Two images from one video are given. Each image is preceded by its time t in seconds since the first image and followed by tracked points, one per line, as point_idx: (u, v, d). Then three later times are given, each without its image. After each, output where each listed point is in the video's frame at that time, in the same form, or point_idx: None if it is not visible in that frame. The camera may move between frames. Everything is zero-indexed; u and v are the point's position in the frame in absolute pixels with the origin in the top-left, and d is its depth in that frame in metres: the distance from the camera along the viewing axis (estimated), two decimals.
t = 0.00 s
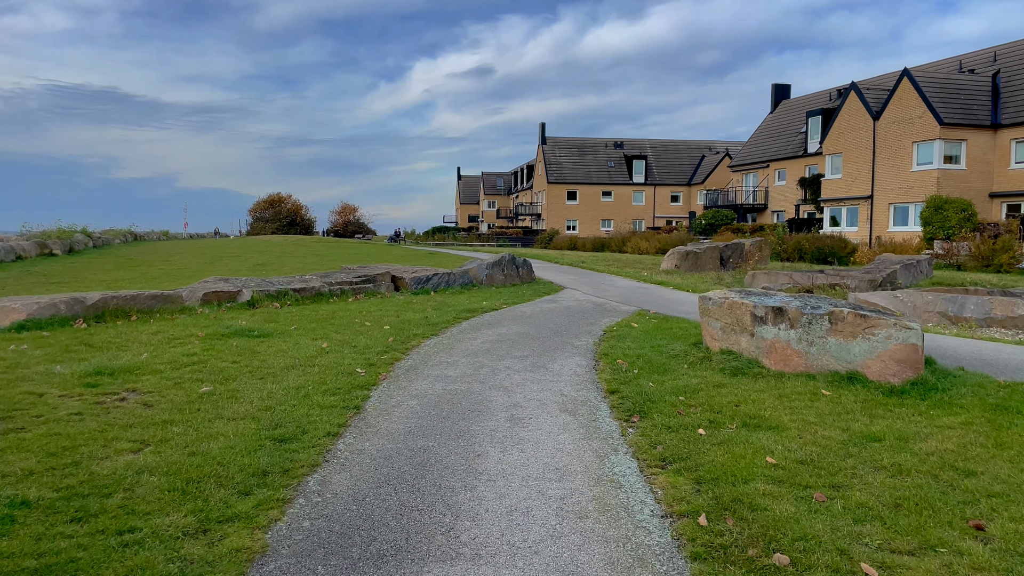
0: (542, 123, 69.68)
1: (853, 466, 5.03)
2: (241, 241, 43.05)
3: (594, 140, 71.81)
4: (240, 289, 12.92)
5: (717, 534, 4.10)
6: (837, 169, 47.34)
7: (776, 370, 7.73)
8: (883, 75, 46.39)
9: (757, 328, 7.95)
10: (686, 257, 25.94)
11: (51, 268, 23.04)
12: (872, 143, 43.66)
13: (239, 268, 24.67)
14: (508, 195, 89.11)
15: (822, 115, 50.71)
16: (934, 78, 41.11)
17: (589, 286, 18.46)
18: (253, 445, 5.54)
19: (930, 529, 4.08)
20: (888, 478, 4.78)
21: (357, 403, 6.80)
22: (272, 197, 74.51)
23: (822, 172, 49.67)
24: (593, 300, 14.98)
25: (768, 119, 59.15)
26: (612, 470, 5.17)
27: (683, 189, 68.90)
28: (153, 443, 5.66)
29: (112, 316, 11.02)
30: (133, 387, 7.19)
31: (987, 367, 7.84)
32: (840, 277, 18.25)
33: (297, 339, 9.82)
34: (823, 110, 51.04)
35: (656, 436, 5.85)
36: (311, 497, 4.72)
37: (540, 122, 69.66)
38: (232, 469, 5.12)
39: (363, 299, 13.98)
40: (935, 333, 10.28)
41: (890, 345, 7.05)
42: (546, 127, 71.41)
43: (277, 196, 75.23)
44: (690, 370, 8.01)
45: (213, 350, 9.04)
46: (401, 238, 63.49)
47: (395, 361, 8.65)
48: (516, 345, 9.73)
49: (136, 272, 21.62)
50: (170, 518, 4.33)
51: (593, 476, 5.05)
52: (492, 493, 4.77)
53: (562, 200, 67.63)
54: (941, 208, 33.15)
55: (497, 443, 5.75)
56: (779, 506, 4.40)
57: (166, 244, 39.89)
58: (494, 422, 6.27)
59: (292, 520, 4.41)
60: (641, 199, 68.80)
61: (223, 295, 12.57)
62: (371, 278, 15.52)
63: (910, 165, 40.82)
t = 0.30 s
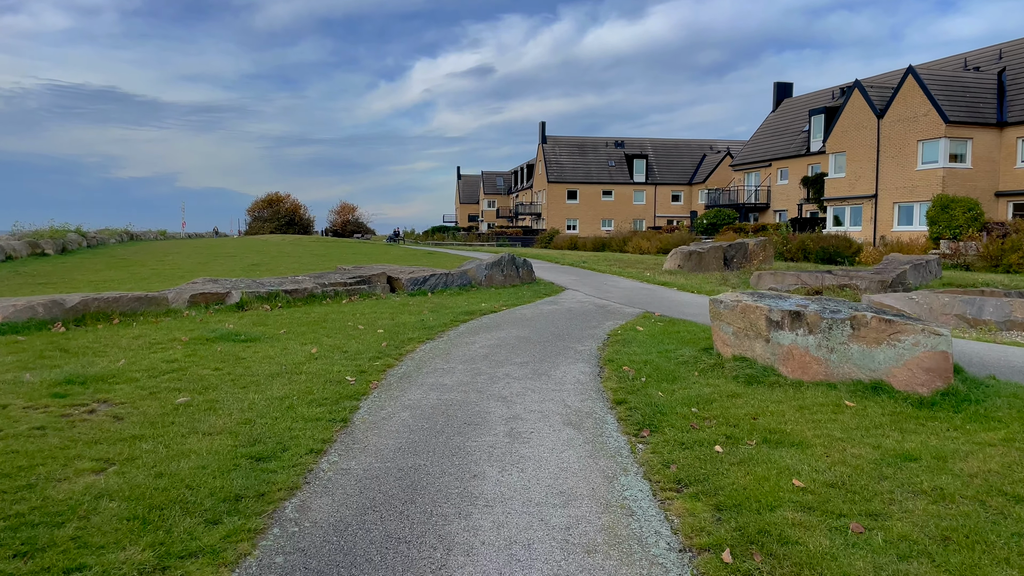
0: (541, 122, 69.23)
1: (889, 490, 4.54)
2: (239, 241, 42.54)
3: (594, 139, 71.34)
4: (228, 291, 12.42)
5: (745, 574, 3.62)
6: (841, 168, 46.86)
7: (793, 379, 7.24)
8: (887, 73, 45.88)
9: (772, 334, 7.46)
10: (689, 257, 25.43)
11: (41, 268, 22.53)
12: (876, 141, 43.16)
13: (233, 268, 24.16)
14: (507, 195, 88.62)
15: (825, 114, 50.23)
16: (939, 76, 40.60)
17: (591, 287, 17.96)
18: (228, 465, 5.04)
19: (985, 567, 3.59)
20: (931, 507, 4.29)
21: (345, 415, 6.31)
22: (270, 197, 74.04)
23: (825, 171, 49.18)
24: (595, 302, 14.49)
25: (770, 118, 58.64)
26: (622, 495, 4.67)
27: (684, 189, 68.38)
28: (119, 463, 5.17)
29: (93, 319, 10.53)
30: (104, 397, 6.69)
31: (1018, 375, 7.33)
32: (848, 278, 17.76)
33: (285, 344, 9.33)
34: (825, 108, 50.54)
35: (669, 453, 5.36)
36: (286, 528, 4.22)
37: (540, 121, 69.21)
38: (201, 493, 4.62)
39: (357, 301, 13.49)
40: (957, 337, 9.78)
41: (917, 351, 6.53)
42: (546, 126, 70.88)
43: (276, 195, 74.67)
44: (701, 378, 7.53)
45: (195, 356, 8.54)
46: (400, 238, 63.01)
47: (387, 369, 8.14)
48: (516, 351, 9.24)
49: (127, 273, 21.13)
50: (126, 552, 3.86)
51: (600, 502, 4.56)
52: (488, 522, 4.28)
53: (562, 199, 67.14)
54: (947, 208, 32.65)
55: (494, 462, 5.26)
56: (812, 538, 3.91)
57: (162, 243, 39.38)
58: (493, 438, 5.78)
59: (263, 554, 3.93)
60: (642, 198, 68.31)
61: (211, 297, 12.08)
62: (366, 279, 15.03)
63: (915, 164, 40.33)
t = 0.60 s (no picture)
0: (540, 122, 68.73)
1: (935, 532, 4.05)
2: (234, 242, 42.02)
3: (593, 139, 70.83)
4: (215, 296, 11.91)
5: None
6: (842, 168, 46.38)
7: (812, 395, 6.74)
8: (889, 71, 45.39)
9: (790, 347, 6.95)
10: (691, 258, 24.91)
11: (27, 270, 22.01)
12: (879, 140, 42.67)
13: (225, 269, 23.65)
14: (506, 194, 88.09)
15: (826, 113, 49.73)
16: (942, 74, 40.11)
17: (591, 290, 17.46)
18: (193, 501, 4.53)
19: None
20: (985, 554, 3.79)
21: (328, 437, 5.78)
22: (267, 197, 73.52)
23: (826, 171, 48.68)
24: (597, 307, 13.97)
25: (770, 117, 58.13)
26: (634, 536, 4.15)
27: (683, 188, 67.87)
28: (73, 497, 4.65)
29: (68, 328, 10.00)
30: (67, 418, 6.16)
31: None
32: (857, 282, 17.23)
33: (270, 354, 8.80)
34: (827, 107, 50.03)
35: (682, 485, 4.84)
36: None
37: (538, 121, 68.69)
38: (160, 535, 4.11)
39: (350, 306, 12.96)
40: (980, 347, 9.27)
41: (949, 368, 6.01)
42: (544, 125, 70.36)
43: (273, 195, 74.15)
44: (713, 393, 7.02)
45: (172, 368, 8.02)
46: (398, 238, 62.52)
47: (377, 382, 7.62)
48: (514, 361, 8.72)
49: (116, 275, 20.60)
50: None
51: (609, 545, 4.05)
52: (482, 570, 3.76)
53: (561, 199, 66.65)
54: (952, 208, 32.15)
55: (490, 494, 4.74)
56: None
57: (155, 244, 38.86)
58: (488, 464, 5.26)
59: None
60: (641, 198, 67.81)
61: (196, 303, 11.57)
62: (359, 283, 14.51)
63: (918, 163, 39.84)
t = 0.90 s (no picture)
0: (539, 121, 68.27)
1: (994, 572, 3.55)
2: (229, 241, 41.55)
3: (592, 138, 70.33)
4: (200, 299, 11.42)
5: None
6: (844, 167, 45.91)
7: (835, 407, 6.25)
8: (892, 70, 44.91)
9: (810, 355, 6.46)
10: (693, 259, 24.43)
11: (15, 271, 21.51)
12: (881, 139, 42.19)
13: (218, 270, 23.14)
14: (505, 194, 87.58)
15: (828, 112, 49.27)
16: (946, 72, 39.65)
17: (592, 291, 16.97)
18: (153, 534, 4.02)
19: None
20: None
21: (309, 455, 5.30)
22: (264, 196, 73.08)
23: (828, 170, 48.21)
24: (598, 310, 13.47)
25: (771, 116, 57.67)
26: None
27: (683, 188, 67.39)
28: (20, 527, 4.15)
29: (44, 332, 9.48)
30: (27, 433, 5.66)
31: None
32: (865, 283, 16.74)
33: (254, 361, 8.30)
34: (829, 106, 49.55)
35: (702, 512, 4.34)
36: None
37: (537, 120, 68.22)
38: None
39: (342, 309, 12.46)
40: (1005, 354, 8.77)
41: (987, 379, 5.51)
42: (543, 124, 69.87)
43: (270, 195, 73.66)
44: (727, 405, 6.52)
45: (148, 377, 7.51)
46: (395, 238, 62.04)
47: (366, 393, 7.10)
48: (513, 369, 8.22)
49: (105, 276, 20.10)
50: None
51: None
52: None
53: (560, 199, 66.21)
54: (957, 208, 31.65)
55: (487, 524, 4.24)
56: None
57: (150, 243, 38.42)
58: (485, 487, 4.78)
59: None
60: (640, 198, 67.34)
61: (180, 305, 11.08)
62: (352, 284, 14.00)
63: (921, 162, 39.36)
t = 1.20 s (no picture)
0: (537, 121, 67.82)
1: None
2: (223, 242, 41.03)
3: (590, 137, 69.87)
4: (182, 302, 10.91)
5: None
6: (845, 167, 45.50)
7: (856, 423, 5.76)
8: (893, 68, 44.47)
9: (830, 365, 5.97)
10: (694, 259, 23.96)
11: None
12: (883, 138, 41.75)
13: (208, 271, 22.62)
14: (502, 194, 87.13)
15: (828, 110, 48.84)
16: (949, 70, 39.21)
17: (591, 293, 16.48)
18: None
19: None
20: None
21: (282, 479, 4.81)
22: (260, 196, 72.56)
23: (828, 170, 47.78)
24: (599, 313, 12.99)
25: (771, 115, 57.22)
26: None
27: (682, 188, 66.93)
28: None
29: (13, 338, 8.96)
30: None
31: None
32: (872, 284, 16.26)
33: (232, 370, 7.80)
34: (829, 105, 49.11)
35: (718, 548, 3.86)
36: None
37: (535, 120, 67.77)
38: None
39: (331, 312, 11.95)
40: None
41: None
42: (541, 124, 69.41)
43: (266, 195, 73.17)
44: (737, 420, 6.02)
45: (117, 389, 6.99)
46: (392, 238, 61.59)
47: (349, 406, 6.60)
48: (509, 378, 7.73)
49: (93, 277, 19.59)
50: None
51: None
52: None
53: (558, 199, 65.76)
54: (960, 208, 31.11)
55: (476, 563, 3.75)
56: None
57: (143, 244, 37.85)
58: (475, 517, 4.29)
59: None
60: (639, 198, 66.88)
61: (160, 310, 10.60)
62: (343, 286, 13.51)
63: (923, 162, 38.91)
